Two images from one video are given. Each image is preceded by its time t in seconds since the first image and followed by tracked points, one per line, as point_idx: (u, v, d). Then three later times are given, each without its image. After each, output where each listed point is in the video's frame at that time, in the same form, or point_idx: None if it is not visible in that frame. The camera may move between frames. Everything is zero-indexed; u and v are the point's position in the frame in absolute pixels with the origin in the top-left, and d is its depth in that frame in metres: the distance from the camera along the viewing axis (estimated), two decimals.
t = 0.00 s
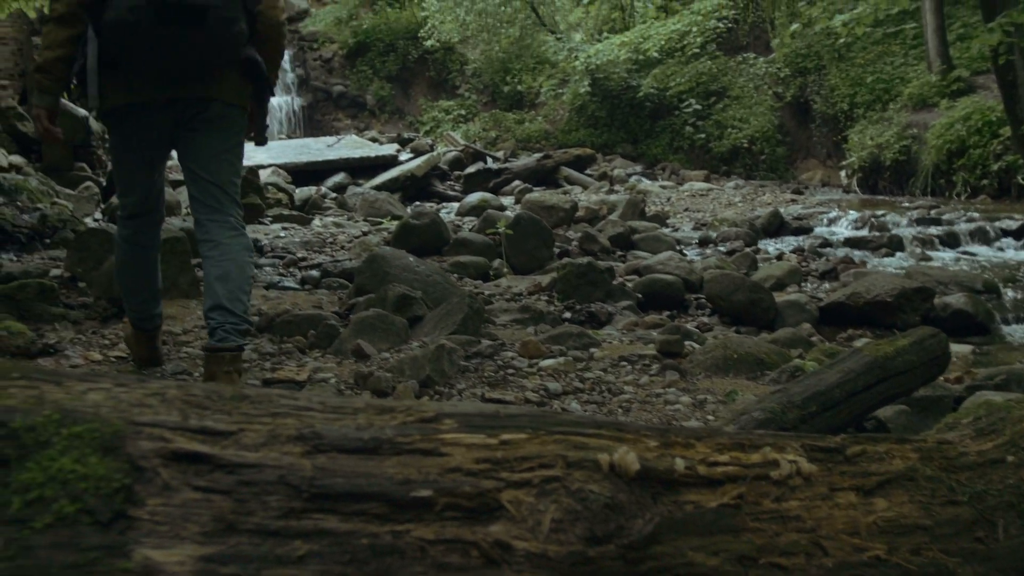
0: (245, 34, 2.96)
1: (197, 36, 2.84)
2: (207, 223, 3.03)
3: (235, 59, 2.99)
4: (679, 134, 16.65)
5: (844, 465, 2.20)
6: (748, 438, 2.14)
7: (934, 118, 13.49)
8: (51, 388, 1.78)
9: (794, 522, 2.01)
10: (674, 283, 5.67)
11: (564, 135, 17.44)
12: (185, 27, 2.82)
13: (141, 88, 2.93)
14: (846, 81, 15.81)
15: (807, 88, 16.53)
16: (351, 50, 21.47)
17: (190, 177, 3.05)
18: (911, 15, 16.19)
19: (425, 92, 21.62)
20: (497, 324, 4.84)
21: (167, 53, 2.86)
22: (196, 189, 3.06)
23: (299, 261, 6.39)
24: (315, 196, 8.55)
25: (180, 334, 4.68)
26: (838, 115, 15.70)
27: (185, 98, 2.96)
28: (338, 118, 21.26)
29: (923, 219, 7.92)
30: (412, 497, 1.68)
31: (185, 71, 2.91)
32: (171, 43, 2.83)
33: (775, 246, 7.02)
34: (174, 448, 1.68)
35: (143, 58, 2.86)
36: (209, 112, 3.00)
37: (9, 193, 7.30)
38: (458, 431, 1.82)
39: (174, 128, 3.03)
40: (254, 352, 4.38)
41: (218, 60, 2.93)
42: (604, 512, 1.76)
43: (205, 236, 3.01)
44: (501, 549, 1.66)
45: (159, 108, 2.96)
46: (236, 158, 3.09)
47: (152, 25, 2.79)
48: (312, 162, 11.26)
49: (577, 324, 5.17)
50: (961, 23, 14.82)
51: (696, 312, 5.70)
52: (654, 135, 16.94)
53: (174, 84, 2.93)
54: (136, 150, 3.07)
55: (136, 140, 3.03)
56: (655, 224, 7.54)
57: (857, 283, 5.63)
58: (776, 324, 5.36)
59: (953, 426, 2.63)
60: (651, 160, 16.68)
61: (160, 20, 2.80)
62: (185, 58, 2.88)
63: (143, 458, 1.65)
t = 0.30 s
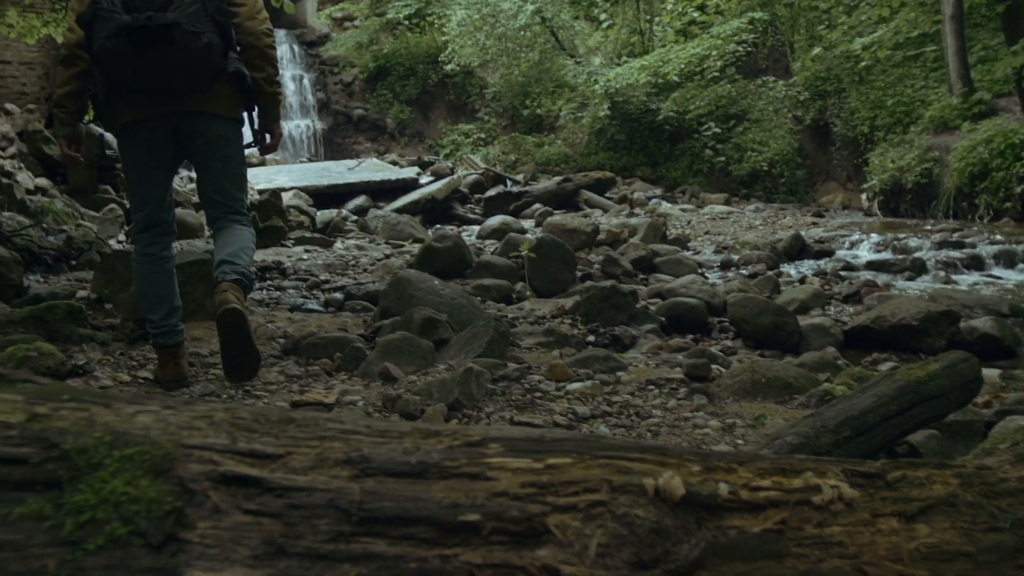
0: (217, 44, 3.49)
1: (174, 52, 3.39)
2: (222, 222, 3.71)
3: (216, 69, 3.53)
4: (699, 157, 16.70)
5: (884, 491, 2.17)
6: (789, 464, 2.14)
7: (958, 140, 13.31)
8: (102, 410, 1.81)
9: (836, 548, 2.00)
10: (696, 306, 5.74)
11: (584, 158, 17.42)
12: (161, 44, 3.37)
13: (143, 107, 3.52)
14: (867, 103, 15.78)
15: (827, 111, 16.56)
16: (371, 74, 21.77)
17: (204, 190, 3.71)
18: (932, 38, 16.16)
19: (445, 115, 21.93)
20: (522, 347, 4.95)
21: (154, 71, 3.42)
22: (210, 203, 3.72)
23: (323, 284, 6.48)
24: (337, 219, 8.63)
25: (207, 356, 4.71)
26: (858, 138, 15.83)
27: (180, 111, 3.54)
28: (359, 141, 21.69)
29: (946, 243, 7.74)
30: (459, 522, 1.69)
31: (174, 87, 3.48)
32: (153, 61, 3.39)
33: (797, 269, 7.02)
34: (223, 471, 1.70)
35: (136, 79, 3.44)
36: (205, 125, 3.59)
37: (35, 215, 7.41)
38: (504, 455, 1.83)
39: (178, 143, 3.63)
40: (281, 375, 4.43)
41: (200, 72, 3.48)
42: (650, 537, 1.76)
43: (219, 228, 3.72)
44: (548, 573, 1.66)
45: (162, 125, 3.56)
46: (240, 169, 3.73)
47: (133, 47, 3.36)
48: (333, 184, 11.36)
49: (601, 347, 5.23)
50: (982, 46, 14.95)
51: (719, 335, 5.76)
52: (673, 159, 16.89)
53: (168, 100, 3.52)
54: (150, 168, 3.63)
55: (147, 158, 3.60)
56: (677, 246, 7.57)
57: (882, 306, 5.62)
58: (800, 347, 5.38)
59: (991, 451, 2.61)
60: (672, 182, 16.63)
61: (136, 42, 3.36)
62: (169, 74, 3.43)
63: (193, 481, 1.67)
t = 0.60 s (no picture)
0: (220, 68, 3.67)
1: (182, 78, 3.59)
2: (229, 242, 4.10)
3: (221, 91, 3.73)
4: (710, 175, 16.87)
5: (914, 510, 2.15)
6: (819, 483, 2.13)
7: (969, 157, 13.28)
8: (136, 428, 1.82)
9: (866, 568, 1.99)
10: (710, 324, 5.75)
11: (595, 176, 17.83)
12: (168, 71, 3.57)
13: (156, 130, 3.75)
14: (877, 122, 15.49)
15: (838, 129, 16.38)
16: (382, 92, 22.01)
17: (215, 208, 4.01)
18: (942, 55, 16.20)
19: (456, 133, 22.09)
20: (537, 365, 5.00)
21: (163, 96, 3.63)
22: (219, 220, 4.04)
23: (336, 301, 6.52)
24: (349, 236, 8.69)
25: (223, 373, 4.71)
26: (869, 156, 15.58)
27: (192, 133, 3.76)
28: (370, 159, 21.91)
29: (960, 260, 7.73)
30: (494, 540, 1.69)
31: (182, 111, 3.69)
32: (161, 86, 3.59)
33: (809, 287, 7.03)
34: (259, 489, 1.70)
35: (146, 103, 3.65)
36: (216, 145, 3.83)
37: (50, 232, 7.45)
38: (537, 474, 1.84)
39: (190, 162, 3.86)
40: (298, 393, 4.45)
41: (205, 95, 3.68)
42: (683, 557, 1.78)
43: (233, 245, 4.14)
44: None
45: (177, 146, 3.77)
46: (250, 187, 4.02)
47: (142, 74, 3.57)
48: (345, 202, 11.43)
49: (616, 365, 5.23)
50: (994, 64, 15.03)
51: (733, 353, 5.77)
52: (684, 177, 17.11)
53: (180, 123, 3.72)
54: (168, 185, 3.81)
55: (163, 177, 3.78)
56: (689, 264, 7.60)
57: (897, 324, 5.61)
58: (815, 366, 5.38)
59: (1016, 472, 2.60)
60: (682, 201, 16.83)
61: (143, 69, 3.56)
62: (178, 98, 3.65)
63: (229, 499, 1.67)
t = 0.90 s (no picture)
0: (247, 106, 3.98)
1: (212, 112, 3.90)
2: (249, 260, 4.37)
3: (246, 126, 4.03)
4: (718, 187, 16.92)
5: (943, 522, 2.14)
6: (848, 494, 2.13)
7: (977, 169, 13.25)
8: (172, 439, 1.83)
9: None
10: (721, 336, 5.76)
11: (602, 187, 17.92)
12: (201, 105, 3.88)
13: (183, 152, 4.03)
14: (885, 133, 15.60)
15: (846, 141, 16.40)
16: (389, 104, 22.19)
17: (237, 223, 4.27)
18: (948, 67, 16.21)
19: (463, 144, 22.17)
20: (550, 377, 5.01)
21: (194, 126, 3.93)
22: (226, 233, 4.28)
23: (347, 312, 6.54)
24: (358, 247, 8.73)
25: (236, 383, 4.70)
26: (877, 166, 15.64)
27: (218, 159, 4.06)
28: (377, 170, 22.03)
29: (970, 271, 7.72)
30: (531, 552, 1.70)
31: (210, 139, 4.00)
32: (192, 118, 3.89)
33: (819, 299, 7.05)
34: (295, 501, 1.70)
35: (178, 130, 3.95)
36: (240, 171, 4.13)
37: (60, 242, 7.48)
38: (570, 486, 1.84)
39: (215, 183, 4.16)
40: (312, 404, 4.46)
41: (231, 129, 3.98)
42: (717, 570, 1.79)
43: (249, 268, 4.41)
44: None
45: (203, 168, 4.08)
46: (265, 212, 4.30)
47: (175, 105, 3.87)
48: (353, 213, 11.47)
49: (628, 376, 5.24)
50: (1002, 75, 15.02)
51: (744, 364, 5.78)
52: (692, 188, 17.20)
53: (206, 149, 4.02)
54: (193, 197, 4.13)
55: (186, 194, 4.07)
56: (698, 275, 7.63)
57: (909, 336, 5.61)
58: (827, 378, 5.38)
59: None
60: (689, 213, 16.90)
61: (179, 101, 3.85)
62: (207, 129, 3.95)
63: (266, 511, 1.67)
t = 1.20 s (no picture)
0: (260, 115, 4.33)
1: (226, 119, 4.26)
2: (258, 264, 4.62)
3: (259, 133, 4.39)
4: (719, 199, 17.05)
5: (960, 535, 2.15)
6: (866, 508, 2.13)
7: (979, 181, 13.18)
8: (193, 452, 1.83)
9: None
10: (725, 348, 5.77)
11: (604, 200, 18.13)
12: (217, 113, 4.24)
13: (204, 155, 4.44)
14: (886, 145, 15.37)
15: (848, 153, 16.34)
16: (391, 116, 22.37)
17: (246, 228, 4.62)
18: (949, 80, 16.16)
19: (465, 156, 22.20)
20: (556, 390, 5.02)
21: (210, 130, 4.31)
22: (227, 229, 4.65)
23: (350, 324, 6.54)
24: (360, 259, 8.75)
25: (243, 396, 4.72)
26: (879, 179, 15.50)
27: (232, 161, 4.45)
28: (379, 182, 22.13)
29: (973, 283, 7.73)
30: (553, 565, 1.68)
31: (224, 143, 4.37)
32: (208, 123, 4.26)
33: (822, 311, 7.07)
34: (318, 515, 1.70)
35: (196, 134, 4.34)
36: (253, 174, 4.50)
37: (64, 254, 7.49)
38: (591, 499, 1.84)
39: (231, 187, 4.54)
40: (319, 416, 4.46)
41: (244, 134, 4.33)
42: None
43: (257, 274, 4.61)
44: None
45: (218, 170, 4.48)
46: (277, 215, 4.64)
47: (193, 111, 4.24)
48: (355, 225, 11.51)
49: (633, 389, 5.25)
50: (1002, 88, 15.03)
51: (748, 376, 5.78)
52: (692, 201, 17.34)
53: (221, 152, 4.41)
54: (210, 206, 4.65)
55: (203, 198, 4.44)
56: (701, 287, 7.66)
57: (914, 348, 5.62)
58: (831, 390, 5.39)
59: None
60: (690, 225, 17.02)
61: (197, 109, 4.23)
62: (223, 135, 4.32)
63: (289, 524, 1.67)
